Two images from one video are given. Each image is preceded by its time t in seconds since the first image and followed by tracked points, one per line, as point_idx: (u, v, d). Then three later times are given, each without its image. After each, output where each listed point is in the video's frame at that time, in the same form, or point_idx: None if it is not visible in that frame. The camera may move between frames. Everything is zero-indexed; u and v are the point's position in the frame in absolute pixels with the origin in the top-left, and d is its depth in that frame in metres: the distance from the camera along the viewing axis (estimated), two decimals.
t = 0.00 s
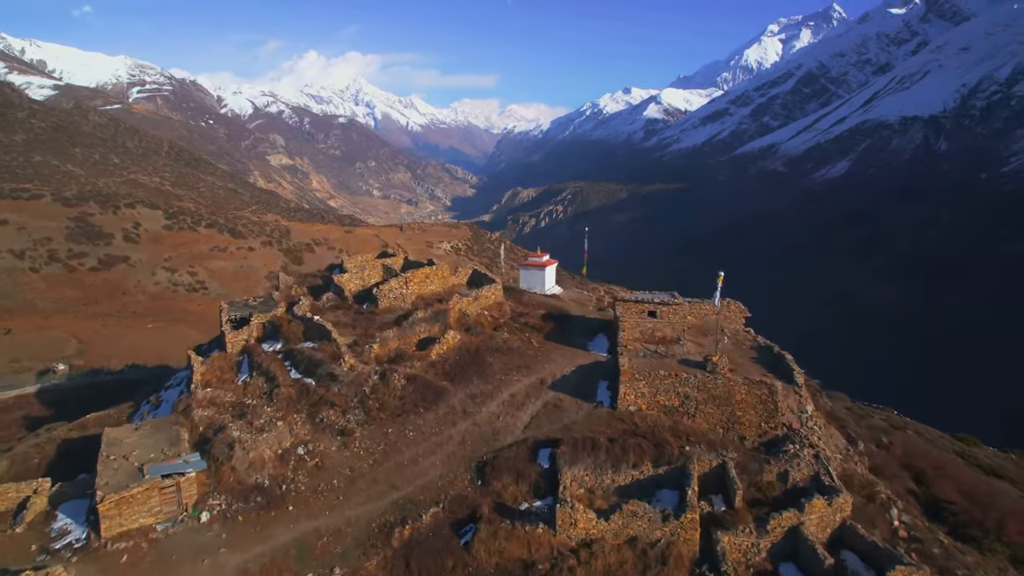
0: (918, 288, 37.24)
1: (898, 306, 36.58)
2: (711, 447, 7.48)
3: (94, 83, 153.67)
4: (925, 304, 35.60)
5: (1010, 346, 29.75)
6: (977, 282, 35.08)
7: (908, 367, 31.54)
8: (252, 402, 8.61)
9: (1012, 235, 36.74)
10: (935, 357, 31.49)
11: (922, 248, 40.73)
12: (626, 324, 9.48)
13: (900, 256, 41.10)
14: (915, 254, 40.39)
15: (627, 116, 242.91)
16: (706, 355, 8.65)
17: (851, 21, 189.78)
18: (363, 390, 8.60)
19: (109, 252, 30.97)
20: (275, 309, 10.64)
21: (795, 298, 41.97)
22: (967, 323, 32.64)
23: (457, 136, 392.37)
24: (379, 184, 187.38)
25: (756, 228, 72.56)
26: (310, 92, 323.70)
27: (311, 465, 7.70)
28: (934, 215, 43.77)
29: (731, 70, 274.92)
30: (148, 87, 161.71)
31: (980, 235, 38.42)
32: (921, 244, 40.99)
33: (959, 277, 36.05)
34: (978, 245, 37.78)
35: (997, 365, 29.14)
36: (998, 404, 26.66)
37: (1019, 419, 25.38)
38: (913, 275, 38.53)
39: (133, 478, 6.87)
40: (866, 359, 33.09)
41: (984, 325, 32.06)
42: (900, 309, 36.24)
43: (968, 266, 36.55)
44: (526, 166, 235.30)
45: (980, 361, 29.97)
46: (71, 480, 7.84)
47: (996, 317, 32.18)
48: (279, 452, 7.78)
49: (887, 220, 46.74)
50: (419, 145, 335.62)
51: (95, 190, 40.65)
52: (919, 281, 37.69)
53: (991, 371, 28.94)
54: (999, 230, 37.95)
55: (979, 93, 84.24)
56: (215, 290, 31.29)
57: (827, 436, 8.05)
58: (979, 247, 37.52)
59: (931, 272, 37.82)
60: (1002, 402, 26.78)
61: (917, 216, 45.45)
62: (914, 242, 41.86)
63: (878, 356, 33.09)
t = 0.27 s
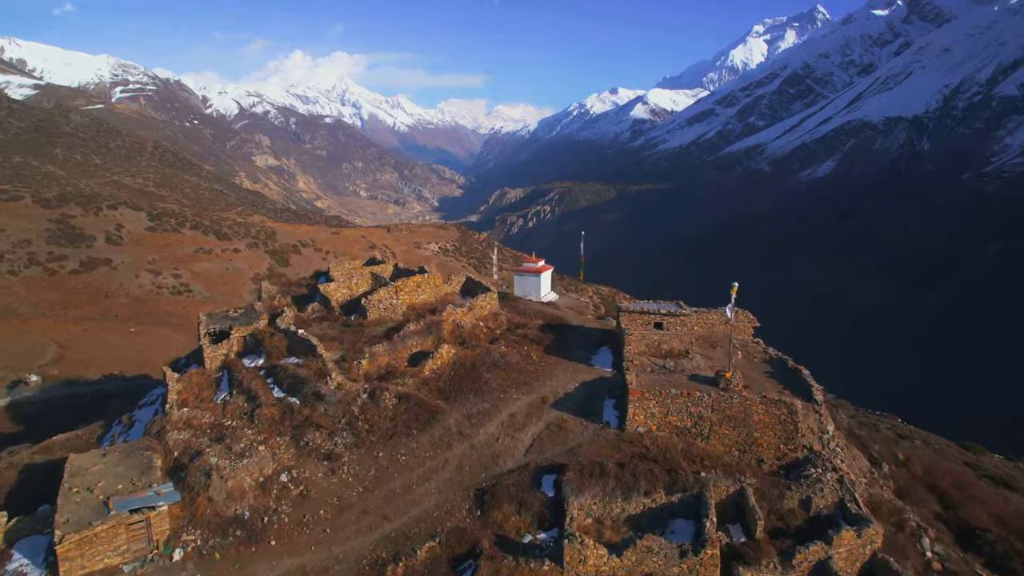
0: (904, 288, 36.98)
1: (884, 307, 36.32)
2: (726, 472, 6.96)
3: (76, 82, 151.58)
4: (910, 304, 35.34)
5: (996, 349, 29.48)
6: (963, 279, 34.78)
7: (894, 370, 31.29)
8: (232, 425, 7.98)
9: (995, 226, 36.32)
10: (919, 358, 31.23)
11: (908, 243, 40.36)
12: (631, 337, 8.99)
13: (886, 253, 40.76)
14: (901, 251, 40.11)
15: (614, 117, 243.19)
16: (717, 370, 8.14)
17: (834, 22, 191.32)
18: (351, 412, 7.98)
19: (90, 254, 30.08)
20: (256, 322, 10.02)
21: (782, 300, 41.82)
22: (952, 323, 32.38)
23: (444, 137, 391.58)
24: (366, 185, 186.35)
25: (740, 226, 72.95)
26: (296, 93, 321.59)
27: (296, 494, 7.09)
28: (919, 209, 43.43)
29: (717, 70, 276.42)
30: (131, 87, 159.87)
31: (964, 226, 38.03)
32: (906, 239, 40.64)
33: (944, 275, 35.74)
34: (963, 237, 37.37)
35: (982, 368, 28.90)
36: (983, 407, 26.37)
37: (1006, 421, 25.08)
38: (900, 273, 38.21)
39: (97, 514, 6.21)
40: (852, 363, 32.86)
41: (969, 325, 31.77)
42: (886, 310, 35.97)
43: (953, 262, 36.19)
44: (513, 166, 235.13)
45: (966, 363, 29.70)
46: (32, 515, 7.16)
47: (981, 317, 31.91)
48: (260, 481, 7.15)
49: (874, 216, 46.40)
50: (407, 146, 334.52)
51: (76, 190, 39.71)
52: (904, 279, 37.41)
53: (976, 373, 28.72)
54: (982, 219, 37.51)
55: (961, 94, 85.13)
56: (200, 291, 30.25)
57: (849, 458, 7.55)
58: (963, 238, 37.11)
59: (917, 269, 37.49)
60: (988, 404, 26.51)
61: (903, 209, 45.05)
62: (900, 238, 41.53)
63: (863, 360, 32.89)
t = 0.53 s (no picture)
0: (894, 292, 37.51)
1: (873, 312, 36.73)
2: (747, 501, 6.49)
3: (57, 82, 149.48)
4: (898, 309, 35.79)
5: (977, 345, 30.39)
6: (951, 286, 35.27)
7: (883, 372, 31.61)
8: (210, 450, 7.35)
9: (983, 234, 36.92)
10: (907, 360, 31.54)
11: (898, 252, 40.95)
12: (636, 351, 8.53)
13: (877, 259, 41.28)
14: (891, 257, 40.62)
15: (601, 116, 243.29)
16: (732, 387, 7.66)
17: (819, 23, 192.88)
18: (338, 437, 7.39)
19: (71, 256, 29.19)
20: (236, 334, 9.40)
21: (773, 302, 42.33)
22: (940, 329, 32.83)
23: (431, 137, 390.74)
24: (353, 185, 185.31)
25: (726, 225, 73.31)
26: (282, 92, 319.54)
27: (279, 527, 6.46)
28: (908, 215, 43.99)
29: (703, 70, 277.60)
30: (114, 87, 157.97)
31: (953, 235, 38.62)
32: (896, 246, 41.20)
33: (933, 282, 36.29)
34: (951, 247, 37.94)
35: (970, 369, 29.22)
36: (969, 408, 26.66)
37: (999, 418, 25.48)
38: (890, 279, 38.73)
39: (54, 560, 5.55)
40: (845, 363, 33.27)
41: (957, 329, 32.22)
42: (876, 312, 36.54)
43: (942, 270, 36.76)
44: (500, 166, 234.85)
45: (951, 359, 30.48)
46: None
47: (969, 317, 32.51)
48: (239, 514, 6.51)
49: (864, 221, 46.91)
50: (393, 146, 333.47)
51: (56, 191, 38.78)
52: (894, 283, 37.85)
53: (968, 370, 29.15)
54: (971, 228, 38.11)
55: (943, 95, 86.03)
56: (184, 294, 29.43)
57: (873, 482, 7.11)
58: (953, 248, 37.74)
59: (906, 276, 38.00)
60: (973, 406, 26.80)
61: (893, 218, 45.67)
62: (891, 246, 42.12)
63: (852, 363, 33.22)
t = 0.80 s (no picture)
0: (884, 292, 44.57)
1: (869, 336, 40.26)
2: (771, 535, 6.54)
3: (39, 81, 147.30)
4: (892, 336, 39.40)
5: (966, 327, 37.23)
6: (933, 285, 42.55)
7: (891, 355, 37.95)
8: (182, 480, 6.71)
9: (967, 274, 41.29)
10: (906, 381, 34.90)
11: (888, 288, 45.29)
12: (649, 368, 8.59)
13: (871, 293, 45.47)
14: (875, 265, 47.94)
15: (589, 117, 243.56)
16: (750, 408, 7.81)
17: (804, 25, 194.60)
18: (325, 466, 6.86)
19: (51, 259, 28.27)
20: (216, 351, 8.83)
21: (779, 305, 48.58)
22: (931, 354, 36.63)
23: (418, 137, 389.76)
24: (340, 186, 184.29)
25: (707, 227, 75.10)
26: (267, 92, 317.41)
27: (258, 569, 5.83)
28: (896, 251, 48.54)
29: (689, 71, 278.89)
30: (97, 87, 156.06)
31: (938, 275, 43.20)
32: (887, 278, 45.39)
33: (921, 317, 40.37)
34: (937, 285, 42.41)
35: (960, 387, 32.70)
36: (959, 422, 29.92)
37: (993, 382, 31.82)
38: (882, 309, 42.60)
39: None
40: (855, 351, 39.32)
41: (945, 357, 35.90)
42: (872, 308, 43.44)
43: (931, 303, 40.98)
44: (487, 167, 234.66)
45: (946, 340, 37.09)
46: None
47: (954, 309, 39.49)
48: (211, 555, 5.85)
49: (850, 277, 49.12)
50: (380, 146, 332.37)
51: (36, 192, 37.81)
52: (883, 285, 45.00)
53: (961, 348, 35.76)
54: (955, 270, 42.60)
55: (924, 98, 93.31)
56: (169, 297, 28.79)
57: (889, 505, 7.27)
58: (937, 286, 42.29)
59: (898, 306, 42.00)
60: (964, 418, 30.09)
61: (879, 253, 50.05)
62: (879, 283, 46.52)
63: (858, 369, 37.55)
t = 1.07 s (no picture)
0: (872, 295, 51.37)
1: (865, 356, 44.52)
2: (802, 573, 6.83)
3: (20, 80, 145.27)
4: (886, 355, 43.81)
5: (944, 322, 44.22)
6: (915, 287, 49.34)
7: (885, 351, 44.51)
8: (150, 518, 6.66)
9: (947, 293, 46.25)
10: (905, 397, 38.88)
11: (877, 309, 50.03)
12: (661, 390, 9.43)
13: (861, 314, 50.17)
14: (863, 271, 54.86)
15: (576, 117, 243.31)
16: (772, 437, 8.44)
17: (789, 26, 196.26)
18: (307, 500, 6.87)
19: (31, 261, 28.99)
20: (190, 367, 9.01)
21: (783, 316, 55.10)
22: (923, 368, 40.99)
23: (405, 137, 388.30)
24: (327, 186, 183.54)
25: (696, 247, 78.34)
26: (253, 92, 315.39)
27: None
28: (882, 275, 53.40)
29: (676, 71, 280.08)
30: (80, 86, 154.27)
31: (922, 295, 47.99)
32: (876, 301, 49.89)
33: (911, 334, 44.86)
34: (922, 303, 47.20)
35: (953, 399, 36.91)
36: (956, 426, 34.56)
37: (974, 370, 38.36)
38: (874, 331, 46.86)
39: None
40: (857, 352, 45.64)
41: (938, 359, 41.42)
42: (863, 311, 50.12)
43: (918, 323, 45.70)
44: (475, 167, 234.60)
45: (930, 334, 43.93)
46: None
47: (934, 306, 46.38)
48: None
49: (842, 282, 55.88)
50: (367, 146, 331.28)
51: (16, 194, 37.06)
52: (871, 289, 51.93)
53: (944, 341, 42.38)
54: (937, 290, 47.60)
55: (907, 98, 101.72)
56: (152, 299, 30.21)
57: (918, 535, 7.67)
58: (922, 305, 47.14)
59: (889, 328, 46.34)
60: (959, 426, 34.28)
61: (868, 282, 53.28)
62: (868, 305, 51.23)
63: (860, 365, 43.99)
